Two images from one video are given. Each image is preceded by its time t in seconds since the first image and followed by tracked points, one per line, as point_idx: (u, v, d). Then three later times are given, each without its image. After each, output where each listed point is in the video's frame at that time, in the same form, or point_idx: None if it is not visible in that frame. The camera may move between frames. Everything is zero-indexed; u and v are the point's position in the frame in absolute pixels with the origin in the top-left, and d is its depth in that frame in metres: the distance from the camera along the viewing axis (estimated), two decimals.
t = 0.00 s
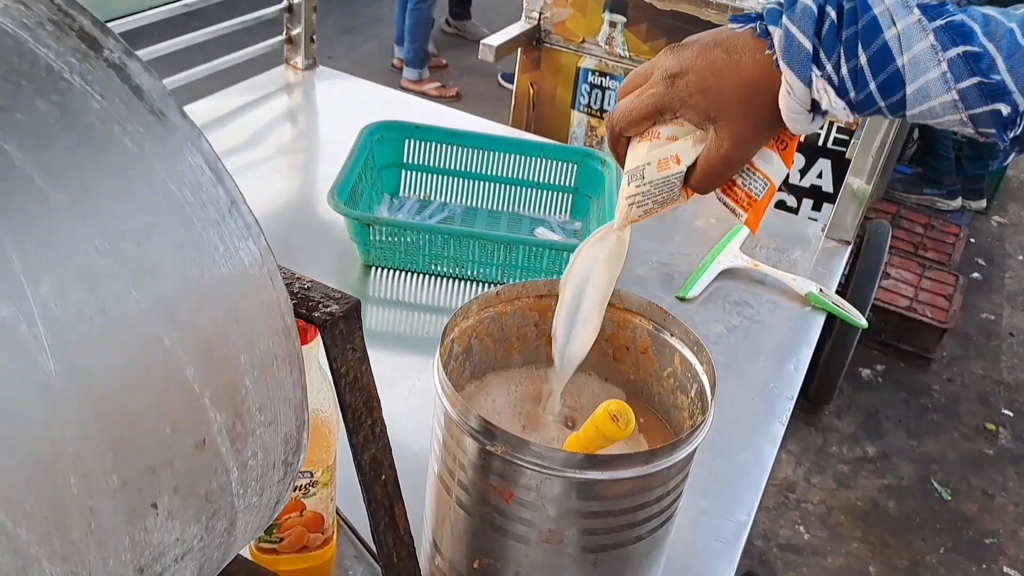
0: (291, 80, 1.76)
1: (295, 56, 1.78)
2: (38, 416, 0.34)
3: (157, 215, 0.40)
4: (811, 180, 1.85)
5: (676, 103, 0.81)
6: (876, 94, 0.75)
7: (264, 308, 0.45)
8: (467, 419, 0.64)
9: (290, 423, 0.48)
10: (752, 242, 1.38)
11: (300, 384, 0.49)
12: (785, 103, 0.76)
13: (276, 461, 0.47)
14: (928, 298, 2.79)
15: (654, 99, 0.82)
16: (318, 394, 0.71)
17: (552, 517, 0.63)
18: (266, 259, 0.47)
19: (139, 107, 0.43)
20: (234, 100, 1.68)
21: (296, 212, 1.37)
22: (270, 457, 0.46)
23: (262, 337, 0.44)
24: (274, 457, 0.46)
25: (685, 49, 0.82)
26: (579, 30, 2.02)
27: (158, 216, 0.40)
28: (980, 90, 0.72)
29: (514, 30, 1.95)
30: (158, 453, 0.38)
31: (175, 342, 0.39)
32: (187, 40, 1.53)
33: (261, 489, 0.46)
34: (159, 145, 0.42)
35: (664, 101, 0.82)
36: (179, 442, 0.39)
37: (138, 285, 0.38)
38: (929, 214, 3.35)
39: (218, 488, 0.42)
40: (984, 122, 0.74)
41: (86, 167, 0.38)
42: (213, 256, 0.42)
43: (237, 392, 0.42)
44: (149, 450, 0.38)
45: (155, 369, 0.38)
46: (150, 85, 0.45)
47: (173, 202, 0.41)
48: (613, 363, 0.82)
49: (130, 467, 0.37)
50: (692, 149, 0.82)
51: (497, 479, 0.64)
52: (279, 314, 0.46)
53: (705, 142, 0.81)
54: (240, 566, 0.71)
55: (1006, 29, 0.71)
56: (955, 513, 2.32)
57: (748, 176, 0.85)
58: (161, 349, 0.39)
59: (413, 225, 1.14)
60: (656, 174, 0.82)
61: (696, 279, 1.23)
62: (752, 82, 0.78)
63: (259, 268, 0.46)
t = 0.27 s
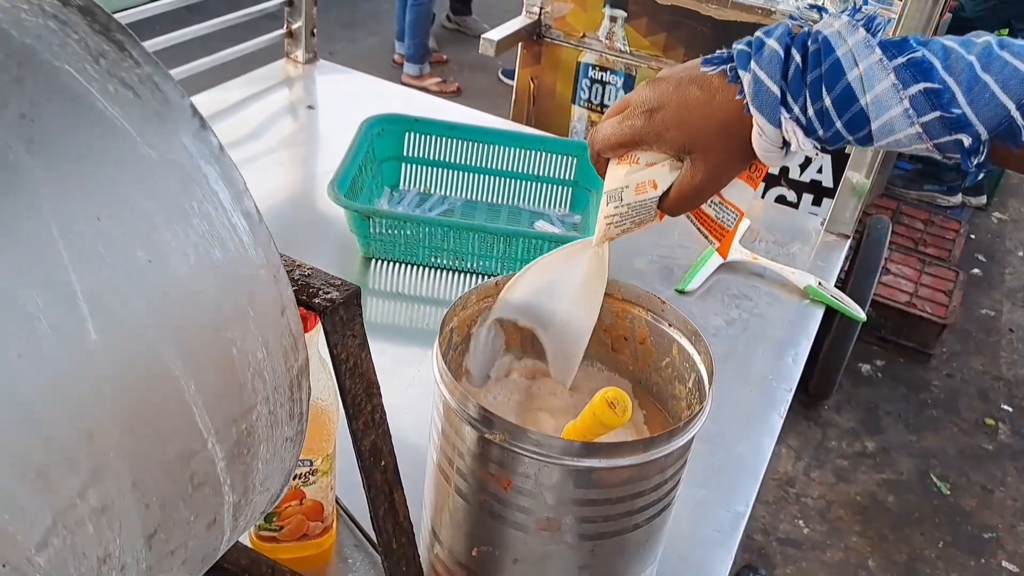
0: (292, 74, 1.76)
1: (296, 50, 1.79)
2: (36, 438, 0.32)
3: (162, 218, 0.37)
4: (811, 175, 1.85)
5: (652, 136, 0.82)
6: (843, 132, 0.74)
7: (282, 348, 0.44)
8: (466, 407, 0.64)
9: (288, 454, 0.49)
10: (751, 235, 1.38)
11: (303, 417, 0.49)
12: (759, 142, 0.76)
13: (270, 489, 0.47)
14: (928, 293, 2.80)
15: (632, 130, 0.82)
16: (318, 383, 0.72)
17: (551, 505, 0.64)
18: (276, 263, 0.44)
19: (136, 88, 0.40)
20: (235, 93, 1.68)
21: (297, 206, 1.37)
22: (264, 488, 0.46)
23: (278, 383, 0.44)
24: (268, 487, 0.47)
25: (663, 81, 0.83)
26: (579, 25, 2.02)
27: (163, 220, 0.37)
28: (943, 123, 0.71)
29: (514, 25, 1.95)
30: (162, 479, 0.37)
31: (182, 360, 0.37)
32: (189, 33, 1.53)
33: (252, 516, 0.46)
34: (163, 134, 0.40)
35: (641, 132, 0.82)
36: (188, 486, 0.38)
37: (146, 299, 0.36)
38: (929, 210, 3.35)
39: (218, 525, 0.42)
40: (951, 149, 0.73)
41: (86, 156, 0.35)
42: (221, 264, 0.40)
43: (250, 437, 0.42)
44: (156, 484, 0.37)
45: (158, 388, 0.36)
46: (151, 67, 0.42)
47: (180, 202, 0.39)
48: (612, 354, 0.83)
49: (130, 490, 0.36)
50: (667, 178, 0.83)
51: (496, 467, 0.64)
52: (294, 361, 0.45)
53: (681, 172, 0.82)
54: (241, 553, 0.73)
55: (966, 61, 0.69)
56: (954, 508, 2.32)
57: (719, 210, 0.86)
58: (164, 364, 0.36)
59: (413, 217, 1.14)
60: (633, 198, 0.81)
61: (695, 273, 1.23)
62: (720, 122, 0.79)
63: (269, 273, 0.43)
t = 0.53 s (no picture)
0: (296, 67, 1.77)
1: (300, 43, 1.79)
2: (78, 440, 0.35)
3: (196, 236, 0.40)
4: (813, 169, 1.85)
5: (650, 148, 0.83)
6: (837, 136, 0.74)
7: (298, 362, 0.46)
8: (471, 391, 0.65)
9: (293, 454, 0.51)
10: (754, 227, 1.38)
11: (310, 419, 0.51)
12: (754, 149, 0.76)
13: (273, 485, 0.50)
14: (929, 289, 2.80)
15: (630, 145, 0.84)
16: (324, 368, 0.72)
17: (554, 489, 0.64)
18: (301, 279, 0.46)
19: (179, 102, 0.42)
20: (239, 86, 1.69)
21: (301, 198, 1.38)
22: (268, 485, 0.49)
23: (292, 394, 0.46)
24: (272, 485, 0.49)
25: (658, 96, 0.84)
26: (582, 19, 2.02)
27: (197, 237, 0.40)
28: (935, 123, 0.70)
29: (517, 19, 1.95)
30: (185, 478, 0.40)
31: (208, 369, 0.40)
32: (194, 25, 1.54)
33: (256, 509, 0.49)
34: (203, 153, 0.42)
35: (639, 146, 0.83)
36: (205, 488, 0.42)
37: (177, 306, 0.39)
38: (931, 206, 3.35)
39: (226, 522, 0.45)
40: (944, 150, 0.72)
41: (130, 178, 0.38)
42: (248, 280, 0.42)
43: (262, 443, 0.45)
44: (179, 484, 0.40)
45: (188, 395, 0.39)
46: (195, 82, 0.44)
47: (212, 219, 0.41)
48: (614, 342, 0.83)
49: (158, 486, 0.39)
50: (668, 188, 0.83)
51: (500, 451, 0.65)
52: (307, 371, 0.48)
53: (681, 181, 0.83)
54: (246, 537, 0.74)
55: (955, 62, 0.69)
56: (954, 503, 2.33)
57: (718, 219, 0.85)
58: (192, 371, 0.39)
59: (417, 208, 1.14)
60: (637, 211, 0.82)
61: (696, 265, 1.23)
62: (715, 131, 0.79)
63: (294, 288, 0.46)
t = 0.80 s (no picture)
0: (297, 62, 1.77)
1: (301, 39, 1.79)
2: (52, 367, 0.34)
3: (167, 176, 0.40)
4: (815, 167, 1.85)
5: (642, 142, 0.82)
6: (830, 132, 0.74)
7: (287, 310, 0.46)
8: (470, 387, 0.65)
9: (297, 418, 0.50)
10: (755, 224, 1.38)
11: (310, 381, 0.50)
12: (748, 146, 0.76)
13: (277, 470, 0.50)
14: (931, 287, 2.80)
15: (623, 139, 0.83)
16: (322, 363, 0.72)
17: (552, 484, 0.64)
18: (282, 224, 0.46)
19: (171, 89, 0.42)
20: (240, 81, 1.69)
21: (303, 193, 1.38)
22: (275, 450, 0.47)
23: (284, 342, 0.46)
24: (279, 450, 0.48)
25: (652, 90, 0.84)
26: (584, 16, 2.02)
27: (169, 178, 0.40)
28: (928, 119, 0.70)
29: (519, 15, 1.95)
30: (174, 422, 0.39)
31: (187, 308, 0.39)
32: (196, 21, 1.54)
33: (264, 478, 0.48)
34: (170, 100, 0.42)
35: (632, 139, 0.83)
36: (199, 436, 0.40)
37: (177, 293, 0.39)
38: (933, 204, 3.34)
39: (229, 480, 0.43)
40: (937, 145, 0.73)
41: (97, 119, 0.38)
42: (224, 222, 0.42)
43: (257, 394, 0.44)
44: (167, 429, 0.39)
45: (168, 333, 0.38)
46: (185, 66, 0.44)
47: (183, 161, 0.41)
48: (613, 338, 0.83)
49: (144, 427, 0.38)
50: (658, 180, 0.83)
51: (499, 446, 0.65)
52: (298, 323, 0.47)
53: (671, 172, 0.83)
54: (245, 531, 0.74)
55: (948, 57, 0.69)
56: (955, 500, 2.33)
57: (704, 213, 0.86)
58: (170, 309, 0.39)
59: (418, 203, 1.14)
60: (628, 200, 0.82)
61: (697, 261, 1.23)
62: (706, 126, 0.79)
63: (274, 234, 0.45)
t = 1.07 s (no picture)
0: (297, 59, 1.76)
1: (301, 36, 1.79)
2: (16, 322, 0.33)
3: (118, 100, 0.39)
4: (816, 165, 1.85)
5: (626, 154, 0.82)
6: (812, 144, 0.73)
7: (264, 243, 0.44)
8: (467, 385, 0.65)
9: (296, 371, 0.47)
10: (755, 223, 1.38)
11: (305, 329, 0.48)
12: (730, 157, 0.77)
13: (279, 461, 0.50)
14: (931, 285, 2.79)
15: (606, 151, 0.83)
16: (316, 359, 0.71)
17: (549, 482, 0.64)
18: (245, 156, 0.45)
19: (165, 81, 0.42)
20: (240, 78, 1.68)
21: (302, 190, 1.37)
22: (275, 404, 0.45)
23: (265, 279, 0.44)
24: (280, 404, 0.46)
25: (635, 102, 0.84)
26: (584, 14, 2.01)
27: (121, 104, 0.39)
28: (909, 130, 0.70)
29: (519, 12, 1.95)
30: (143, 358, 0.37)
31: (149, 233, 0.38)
32: (195, 17, 1.54)
33: (268, 436, 0.46)
34: (115, 33, 0.41)
35: (615, 151, 0.82)
36: (175, 376, 0.39)
37: (175, 285, 0.39)
38: (934, 203, 3.34)
39: (221, 430, 0.42)
40: (920, 156, 0.71)
41: (40, 44, 0.37)
42: (185, 148, 0.41)
43: (241, 333, 0.42)
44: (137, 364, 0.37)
45: (127, 260, 0.37)
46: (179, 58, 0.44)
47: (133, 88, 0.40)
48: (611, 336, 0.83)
49: (110, 357, 0.36)
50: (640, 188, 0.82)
51: (496, 444, 0.64)
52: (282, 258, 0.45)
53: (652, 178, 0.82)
54: (241, 530, 0.74)
55: (929, 70, 0.68)
56: (954, 499, 2.32)
57: (680, 220, 0.86)
58: (127, 233, 0.37)
59: (416, 200, 1.14)
60: (611, 204, 0.79)
61: (697, 259, 1.23)
62: (690, 139, 0.80)
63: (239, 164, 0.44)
